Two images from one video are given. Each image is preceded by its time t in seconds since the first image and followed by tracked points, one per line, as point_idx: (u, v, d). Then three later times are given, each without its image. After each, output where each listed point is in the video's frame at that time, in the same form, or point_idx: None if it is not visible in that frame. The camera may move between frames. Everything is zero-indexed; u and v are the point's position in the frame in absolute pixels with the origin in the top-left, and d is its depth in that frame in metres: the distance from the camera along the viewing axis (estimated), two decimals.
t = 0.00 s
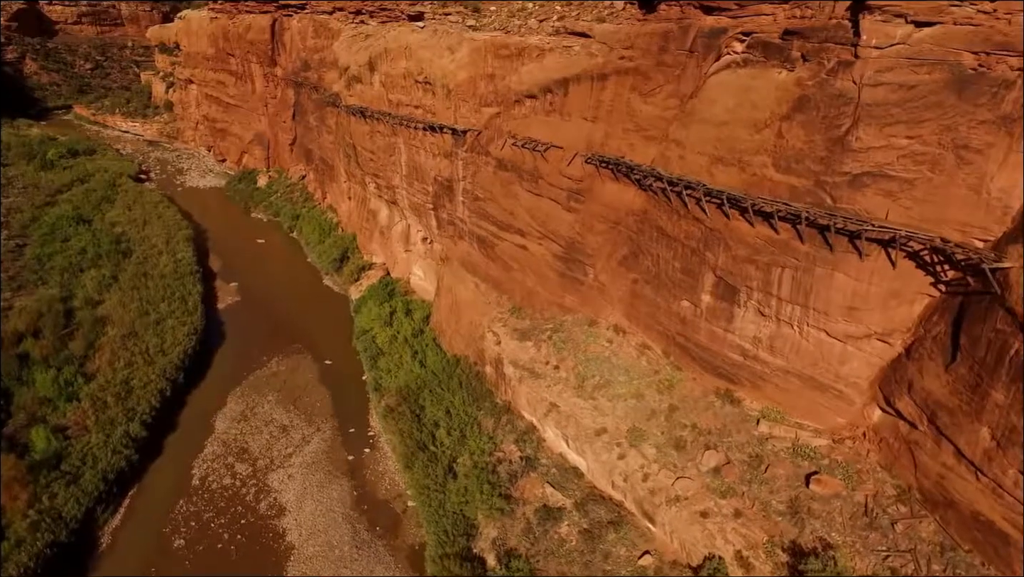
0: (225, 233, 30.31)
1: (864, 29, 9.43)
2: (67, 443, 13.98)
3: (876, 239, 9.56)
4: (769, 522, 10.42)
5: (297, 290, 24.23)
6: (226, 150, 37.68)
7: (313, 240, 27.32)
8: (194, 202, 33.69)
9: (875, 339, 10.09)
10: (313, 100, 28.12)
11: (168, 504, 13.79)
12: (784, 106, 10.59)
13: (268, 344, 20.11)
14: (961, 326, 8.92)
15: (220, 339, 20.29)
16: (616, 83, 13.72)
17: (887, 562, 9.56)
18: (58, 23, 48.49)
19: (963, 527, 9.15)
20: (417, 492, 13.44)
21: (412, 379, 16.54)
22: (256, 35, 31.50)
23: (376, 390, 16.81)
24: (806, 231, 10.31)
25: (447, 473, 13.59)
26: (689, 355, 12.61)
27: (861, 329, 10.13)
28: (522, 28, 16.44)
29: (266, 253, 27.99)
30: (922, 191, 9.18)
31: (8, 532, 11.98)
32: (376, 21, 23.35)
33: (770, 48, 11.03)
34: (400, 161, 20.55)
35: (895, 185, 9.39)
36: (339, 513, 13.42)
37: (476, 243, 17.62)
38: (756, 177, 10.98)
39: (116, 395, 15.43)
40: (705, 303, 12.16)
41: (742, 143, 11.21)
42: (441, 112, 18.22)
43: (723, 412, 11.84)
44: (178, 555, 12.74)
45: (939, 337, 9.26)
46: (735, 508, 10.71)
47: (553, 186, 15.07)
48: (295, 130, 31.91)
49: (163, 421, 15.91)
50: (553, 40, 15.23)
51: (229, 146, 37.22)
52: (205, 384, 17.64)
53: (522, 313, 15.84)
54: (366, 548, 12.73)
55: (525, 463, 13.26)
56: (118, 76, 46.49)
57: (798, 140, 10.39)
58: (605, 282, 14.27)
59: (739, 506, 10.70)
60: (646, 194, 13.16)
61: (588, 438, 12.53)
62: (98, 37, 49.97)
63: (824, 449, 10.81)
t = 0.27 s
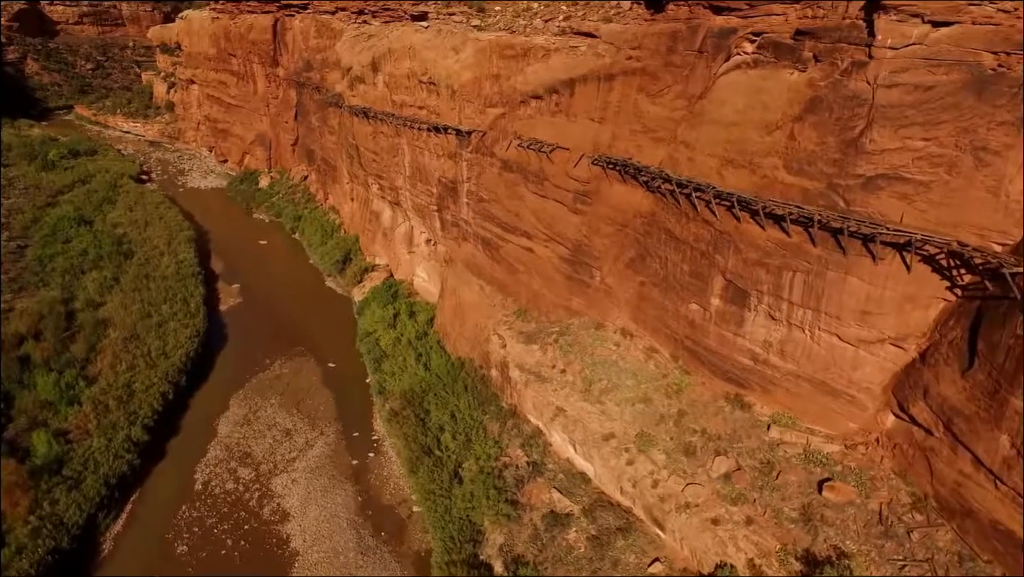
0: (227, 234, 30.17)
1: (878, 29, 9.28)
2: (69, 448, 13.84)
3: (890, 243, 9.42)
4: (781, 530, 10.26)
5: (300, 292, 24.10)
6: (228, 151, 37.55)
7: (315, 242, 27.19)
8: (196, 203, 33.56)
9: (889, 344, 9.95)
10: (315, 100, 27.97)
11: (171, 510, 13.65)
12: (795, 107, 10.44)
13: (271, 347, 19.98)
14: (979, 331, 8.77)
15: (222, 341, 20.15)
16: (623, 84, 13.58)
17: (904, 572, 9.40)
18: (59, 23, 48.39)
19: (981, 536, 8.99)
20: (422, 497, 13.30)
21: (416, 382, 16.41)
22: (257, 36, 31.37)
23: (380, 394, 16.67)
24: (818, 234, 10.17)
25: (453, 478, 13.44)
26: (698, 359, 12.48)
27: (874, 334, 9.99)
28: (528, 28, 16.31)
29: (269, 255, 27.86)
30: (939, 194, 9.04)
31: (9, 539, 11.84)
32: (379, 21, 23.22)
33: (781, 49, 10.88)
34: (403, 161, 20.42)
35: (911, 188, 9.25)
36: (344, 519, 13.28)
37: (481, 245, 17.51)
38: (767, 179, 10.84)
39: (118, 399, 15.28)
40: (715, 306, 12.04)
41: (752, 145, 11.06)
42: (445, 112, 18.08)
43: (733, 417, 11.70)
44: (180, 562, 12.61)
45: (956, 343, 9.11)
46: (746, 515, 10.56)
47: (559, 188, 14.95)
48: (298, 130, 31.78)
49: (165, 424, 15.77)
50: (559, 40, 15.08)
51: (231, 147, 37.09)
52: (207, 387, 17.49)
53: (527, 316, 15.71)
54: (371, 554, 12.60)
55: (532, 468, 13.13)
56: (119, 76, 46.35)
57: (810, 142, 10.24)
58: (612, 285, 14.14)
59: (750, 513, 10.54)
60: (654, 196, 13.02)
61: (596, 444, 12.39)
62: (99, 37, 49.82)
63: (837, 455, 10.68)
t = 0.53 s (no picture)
0: (229, 235, 30.02)
1: (896, 28, 9.18)
2: (70, 453, 13.69)
3: (907, 247, 9.26)
4: (796, 539, 10.08)
5: (303, 294, 23.94)
6: (230, 151, 37.41)
7: (318, 243, 27.03)
8: (198, 204, 33.40)
9: (904, 350, 9.78)
10: (318, 101, 27.82)
11: (174, 516, 13.50)
12: (809, 109, 10.28)
13: (274, 350, 19.82)
14: (999, 337, 8.60)
15: (225, 344, 19.99)
16: (631, 85, 13.43)
17: None
18: (61, 23, 48.30)
19: (1003, 548, 8.82)
20: (428, 503, 13.15)
21: (421, 386, 16.25)
22: (260, 36, 31.24)
23: (385, 397, 16.52)
24: (832, 238, 10.02)
25: (459, 484, 13.30)
26: (708, 364, 12.34)
27: (890, 339, 9.83)
28: (534, 28, 16.16)
29: (271, 256, 27.70)
30: (957, 197, 8.88)
31: (10, 546, 11.69)
32: (382, 21, 23.08)
33: (794, 49, 10.73)
34: (407, 163, 20.27)
35: (928, 191, 9.09)
36: (349, 525, 13.13)
37: (486, 247, 17.38)
38: (780, 181, 10.67)
39: (121, 403, 15.13)
40: (725, 311, 11.89)
41: (764, 148, 10.90)
42: (450, 113, 17.93)
43: (744, 423, 11.54)
44: (184, 569, 12.47)
45: (975, 349, 8.95)
46: (760, 524, 10.38)
47: (566, 190, 14.81)
48: (300, 131, 31.63)
49: (168, 429, 15.62)
50: (566, 40, 14.93)
51: (232, 147, 36.96)
52: (210, 391, 17.34)
53: (533, 319, 15.58)
54: (377, 561, 12.45)
55: (540, 473, 12.97)
56: (121, 76, 46.21)
57: (824, 144, 10.09)
58: (620, 288, 13.99)
59: (764, 521, 10.37)
60: (663, 199, 12.87)
61: (605, 449, 12.24)
62: (101, 38, 49.70)
63: (851, 462, 10.51)
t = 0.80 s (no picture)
0: (231, 237, 29.85)
1: (915, 28, 9.01)
2: (72, 458, 13.52)
3: (924, 251, 9.10)
4: (811, 549, 9.95)
5: (305, 296, 23.76)
6: (231, 152, 37.24)
7: (321, 245, 26.85)
8: (200, 205, 33.23)
9: (921, 356, 9.61)
10: (320, 101, 27.65)
11: (176, 523, 13.33)
12: (823, 110, 10.10)
13: (277, 353, 19.65)
14: (1021, 344, 8.42)
15: (227, 347, 19.82)
16: (640, 85, 13.25)
17: None
18: (62, 23, 48.20)
19: None
20: (435, 510, 12.99)
21: (426, 390, 16.09)
22: (262, 36, 31.10)
23: (389, 401, 16.36)
24: (847, 241, 9.84)
25: (466, 491, 13.15)
26: (719, 369, 12.16)
27: (906, 345, 9.65)
28: (540, 28, 15.99)
29: (273, 258, 27.54)
30: (977, 200, 8.70)
31: (10, 554, 11.53)
32: (386, 21, 22.92)
33: (808, 49, 10.53)
34: (411, 164, 20.09)
35: (947, 194, 8.92)
36: (354, 532, 12.96)
37: (492, 249, 17.20)
38: (794, 184, 10.49)
39: (122, 407, 14.96)
40: (737, 315, 11.72)
41: (777, 149, 10.71)
42: (455, 114, 17.76)
43: (756, 429, 11.36)
44: None
45: (995, 355, 8.77)
46: (774, 533, 10.24)
47: (574, 192, 14.64)
48: (302, 131, 31.45)
49: (170, 433, 15.44)
50: (573, 40, 14.76)
51: (234, 148, 36.79)
52: (213, 394, 17.17)
53: (540, 322, 15.39)
54: (383, 570, 12.28)
55: (547, 480, 12.80)
56: (122, 76, 46.08)
57: (839, 146, 9.90)
58: (628, 291, 13.82)
59: (778, 531, 10.23)
60: (672, 201, 12.69)
61: (614, 456, 12.07)
62: (103, 38, 49.56)
63: (867, 470, 10.33)
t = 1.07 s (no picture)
0: (232, 238, 29.67)
1: (935, 26, 8.85)
2: (72, 465, 13.35)
3: (944, 256, 8.94)
4: (827, 560, 9.74)
5: (307, 298, 23.56)
6: (232, 152, 37.05)
7: (323, 246, 26.66)
8: (201, 207, 33.02)
9: (939, 362, 9.43)
10: (322, 101, 27.47)
11: (178, 531, 13.14)
12: (838, 112, 9.91)
13: (279, 356, 19.46)
14: None
15: (228, 350, 19.63)
16: (649, 86, 13.06)
17: None
18: (62, 24, 48.06)
19: None
20: (441, 517, 12.81)
21: (431, 395, 15.91)
22: (263, 36, 30.93)
23: (394, 406, 16.18)
24: (863, 246, 9.66)
25: (472, 498, 12.96)
26: (730, 375, 11.97)
27: (924, 352, 9.48)
28: (546, 28, 15.81)
29: (275, 259, 27.35)
30: (999, 205, 8.55)
31: (9, 564, 11.37)
32: (388, 21, 22.74)
33: (821, 50, 10.32)
34: (415, 165, 19.91)
35: (967, 198, 8.76)
36: (358, 540, 12.77)
37: (497, 252, 17.02)
38: (808, 187, 10.31)
39: (123, 412, 14.77)
40: (748, 320, 11.54)
41: (790, 151, 10.52)
42: (459, 115, 17.57)
43: (768, 436, 11.17)
44: None
45: (1017, 363, 8.59)
46: (789, 543, 10.04)
47: (581, 194, 14.46)
48: (303, 132, 31.26)
49: (171, 438, 15.25)
50: (579, 40, 14.58)
51: (235, 148, 36.60)
52: (215, 398, 16.98)
53: (546, 325, 15.16)
54: None
55: (555, 486, 12.62)
56: (122, 77, 45.91)
57: (854, 148, 9.72)
58: (636, 295, 13.64)
59: (792, 541, 10.03)
60: (682, 204, 12.51)
61: (623, 463, 11.88)
62: (103, 38, 49.39)
63: (883, 479, 10.13)
